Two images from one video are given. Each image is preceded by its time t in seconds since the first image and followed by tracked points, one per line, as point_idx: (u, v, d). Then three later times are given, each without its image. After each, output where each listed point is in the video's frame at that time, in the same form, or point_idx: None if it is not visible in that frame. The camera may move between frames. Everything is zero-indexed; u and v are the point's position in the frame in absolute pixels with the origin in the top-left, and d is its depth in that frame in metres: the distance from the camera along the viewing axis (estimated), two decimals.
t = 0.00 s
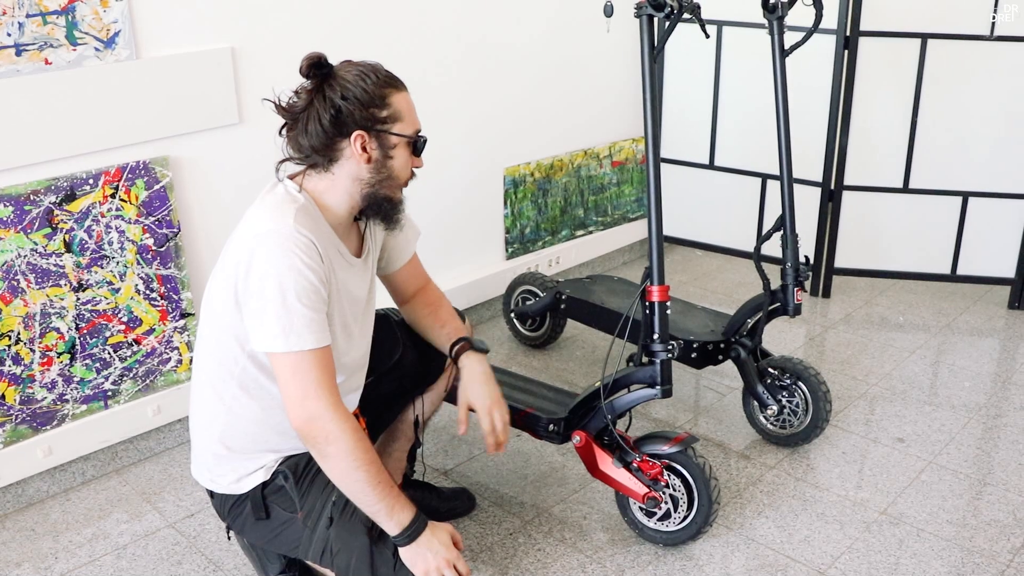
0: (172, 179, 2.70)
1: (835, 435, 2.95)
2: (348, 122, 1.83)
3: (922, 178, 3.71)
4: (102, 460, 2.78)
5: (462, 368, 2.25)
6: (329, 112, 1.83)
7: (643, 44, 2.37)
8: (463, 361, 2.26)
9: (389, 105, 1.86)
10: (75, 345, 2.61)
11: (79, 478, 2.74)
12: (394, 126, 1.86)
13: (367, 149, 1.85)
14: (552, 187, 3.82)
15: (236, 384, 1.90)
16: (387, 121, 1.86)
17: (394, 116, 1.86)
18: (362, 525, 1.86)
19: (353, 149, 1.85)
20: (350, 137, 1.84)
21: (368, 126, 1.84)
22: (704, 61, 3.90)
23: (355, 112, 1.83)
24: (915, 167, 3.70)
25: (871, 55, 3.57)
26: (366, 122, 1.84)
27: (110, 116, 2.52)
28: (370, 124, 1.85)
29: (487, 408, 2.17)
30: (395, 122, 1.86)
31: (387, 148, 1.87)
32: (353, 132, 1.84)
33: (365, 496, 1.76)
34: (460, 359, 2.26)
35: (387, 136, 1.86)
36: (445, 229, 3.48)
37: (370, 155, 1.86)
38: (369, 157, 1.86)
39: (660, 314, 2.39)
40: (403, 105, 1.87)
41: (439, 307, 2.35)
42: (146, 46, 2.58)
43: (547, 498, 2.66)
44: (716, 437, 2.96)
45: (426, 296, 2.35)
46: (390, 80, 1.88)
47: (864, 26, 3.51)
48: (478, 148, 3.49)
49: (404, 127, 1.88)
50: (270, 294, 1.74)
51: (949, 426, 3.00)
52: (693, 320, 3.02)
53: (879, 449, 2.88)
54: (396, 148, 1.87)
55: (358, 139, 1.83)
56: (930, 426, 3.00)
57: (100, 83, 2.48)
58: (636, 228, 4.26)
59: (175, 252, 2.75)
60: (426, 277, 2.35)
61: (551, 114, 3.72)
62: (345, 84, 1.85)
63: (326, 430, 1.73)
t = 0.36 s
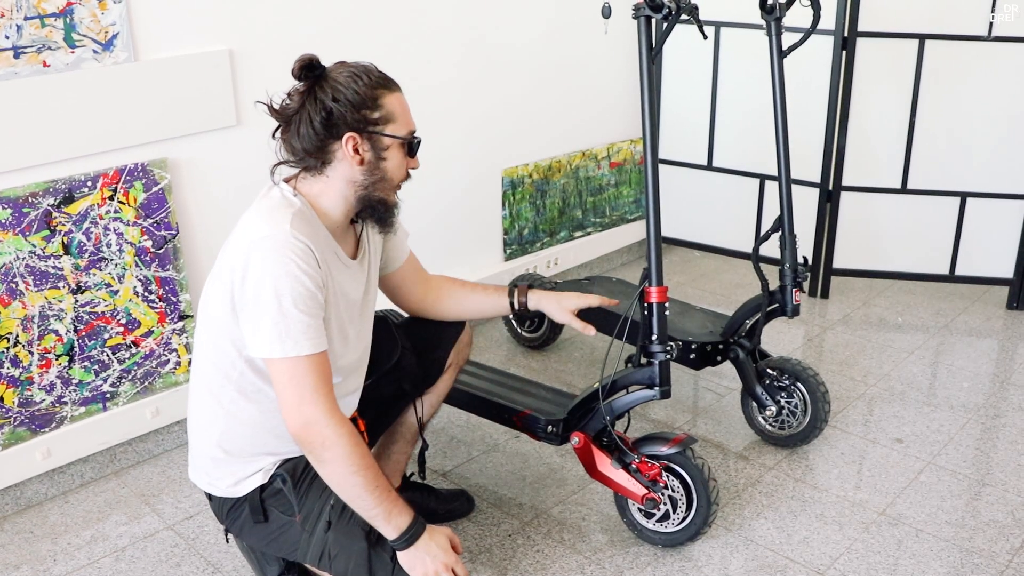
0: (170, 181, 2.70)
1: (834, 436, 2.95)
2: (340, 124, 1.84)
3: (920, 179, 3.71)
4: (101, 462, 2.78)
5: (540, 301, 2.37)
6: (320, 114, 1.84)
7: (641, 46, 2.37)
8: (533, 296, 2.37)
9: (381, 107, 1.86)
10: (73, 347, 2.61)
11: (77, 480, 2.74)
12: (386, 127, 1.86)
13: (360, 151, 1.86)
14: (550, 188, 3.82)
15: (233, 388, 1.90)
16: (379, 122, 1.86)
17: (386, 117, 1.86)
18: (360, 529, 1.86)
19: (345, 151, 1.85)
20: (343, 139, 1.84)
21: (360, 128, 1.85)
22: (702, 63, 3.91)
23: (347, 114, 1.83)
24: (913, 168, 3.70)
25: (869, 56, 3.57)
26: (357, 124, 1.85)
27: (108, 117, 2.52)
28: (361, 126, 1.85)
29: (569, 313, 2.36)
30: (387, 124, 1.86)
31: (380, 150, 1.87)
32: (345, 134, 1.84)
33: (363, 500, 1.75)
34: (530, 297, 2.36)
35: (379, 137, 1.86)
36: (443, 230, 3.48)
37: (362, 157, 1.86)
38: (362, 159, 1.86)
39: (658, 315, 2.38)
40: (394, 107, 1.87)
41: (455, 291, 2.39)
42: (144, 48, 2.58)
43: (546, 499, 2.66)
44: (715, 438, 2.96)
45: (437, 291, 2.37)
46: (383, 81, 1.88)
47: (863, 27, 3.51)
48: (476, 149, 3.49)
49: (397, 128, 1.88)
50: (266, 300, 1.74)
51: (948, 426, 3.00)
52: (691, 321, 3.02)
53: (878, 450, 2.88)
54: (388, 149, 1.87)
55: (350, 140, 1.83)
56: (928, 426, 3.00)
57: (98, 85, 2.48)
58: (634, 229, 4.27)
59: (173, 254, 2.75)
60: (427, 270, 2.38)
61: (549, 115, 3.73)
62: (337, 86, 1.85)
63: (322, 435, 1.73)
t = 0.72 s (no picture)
0: (166, 181, 2.70)
1: (829, 439, 2.96)
2: (340, 124, 1.84)
3: (917, 182, 3.71)
4: (96, 462, 2.77)
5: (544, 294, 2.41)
6: (321, 114, 1.84)
7: (638, 48, 2.37)
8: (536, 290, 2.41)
9: (383, 109, 1.86)
10: (69, 347, 2.61)
11: (72, 480, 2.74)
12: (387, 129, 1.86)
13: (359, 151, 1.85)
14: (547, 190, 3.81)
15: (230, 389, 1.90)
16: (379, 123, 1.85)
17: (387, 119, 1.86)
18: (355, 531, 1.87)
19: (345, 151, 1.85)
20: (342, 139, 1.84)
21: (360, 129, 1.84)
22: (699, 65, 3.91)
23: (348, 115, 1.83)
24: (910, 171, 3.70)
25: (867, 60, 3.58)
26: (357, 124, 1.84)
27: (105, 117, 2.52)
28: (362, 127, 1.85)
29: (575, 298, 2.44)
30: (387, 125, 1.86)
31: (380, 151, 1.86)
32: (345, 134, 1.84)
33: (357, 502, 1.75)
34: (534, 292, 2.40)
35: (379, 138, 1.86)
36: (440, 231, 3.48)
37: (362, 158, 1.86)
38: (361, 160, 1.86)
39: (654, 317, 2.38)
40: (395, 108, 1.87)
41: (457, 289, 2.38)
42: (141, 48, 2.58)
43: (541, 501, 2.66)
44: (710, 441, 2.96)
45: (435, 290, 2.37)
46: (385, 83, 1.88)
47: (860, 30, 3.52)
48: (474, 151, 3.49)
49: (398, 131, 1.87)
50: (262, 301, 1.74)
51: (944, 430, 3.00)
52: (687, 324, 3.02)
53: (874, 453, 2.88)
54: (388, 151, 1.87)
55: (350, 140, 1.83)
56: (924, 429, 3.00)
57: (95, 84, 2.48)
58: (631, 231, 4.27)
59: (169, 254, 2.75)
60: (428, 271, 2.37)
61: (546, 117, 3.73)
62: (339, 87, 1.85)
63: (317, 436, 1.72)
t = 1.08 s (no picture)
0: (160, 183, 2.69)
1: (824, 440, 2.95)
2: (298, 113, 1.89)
3: (913, 183, 3.71)
4: (89, 464, 2.77)
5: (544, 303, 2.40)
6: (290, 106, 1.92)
7: (632, 48, 2.37)
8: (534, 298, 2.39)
9: (334, 100, 1.84)
10: (61, 349, 2.60)
11: (65, 482, 2.73)
12: (330, 118, 1.83)
13: (308, 140, 1.87)
14: (542, 191, 3.81)
15: (225, 391, 1.89)
16: (326, 112, 1.84)
17: (335, 108, 1.83)
18: (350, 536, 1.86)
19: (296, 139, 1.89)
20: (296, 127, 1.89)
21: (309, 118, 1.86)
22: (695, 66, 3.90)
23: (301, 104, 1.87)
24: (905, 172, 3.70)
25: (862, 61, 3.57)
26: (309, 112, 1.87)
27: (98, 118, 2.52)
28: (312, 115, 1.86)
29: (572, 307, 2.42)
30: (332, 114, 1.83)
31: (323, 140, 1.85)
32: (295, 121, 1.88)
33: (353, 505, 1.74)
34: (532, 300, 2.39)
35: (325, 127, 1.84)
36: (435, 233, 3.47)
37: (310, 146, 1.87)
38: (310, 149, 1.87)
39: (648, 319, 2.38)
40: (347, 99, 1.83)
41: (454, 290, 2.37)
42: (134, 49, 2.57)
43: (536, 503, 2.66)
44: (705, 443, 2.95)
45: (434, 289, 2.36)
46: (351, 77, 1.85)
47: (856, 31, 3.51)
48: (469, 152, 3.49)
49: (343, 120, 1.83)
50: (259, 303, 1.73)
51: (939, 431, 3.00)
52: (682, 325, 3.02)
53: (868, 455, 2.88)
54: (334, 140, 1.83)
55: (298, 127, 1.86)
56: (919, 431, 3.00)
57: (88, 85, 2.47)
58: (627, 232, 4.26)
59: (163, 255, 2.74)
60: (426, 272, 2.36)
61: (541, 118, 3.72)
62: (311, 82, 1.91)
63: (314, 439, 1.72)
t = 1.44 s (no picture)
0: (148, 186, 2.69)
1: (814, 442, 2.96)
2: (278, 121, 1.91)
3: (902, 185, 3.72)
4: (77, 468, 2.76)
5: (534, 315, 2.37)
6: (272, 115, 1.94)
7: (620, 51, 2.37)
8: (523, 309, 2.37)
9: (307, 103, 1.85)
10: (49, 352, 2.59)
11: (53, 486, 2.72)
12: (305, 121, 1.84)
13: (288, 146, 1.88)
14: (532, 193, 3.81)
15: (214, 394, 1.89)
16: (302, 116, 1.85)
17: (309, 111, 1.84)
18: (338, 540, 1.85)
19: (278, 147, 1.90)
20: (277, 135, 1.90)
21: (287, 124, 1.87)
22: (684, 68, 3.91)
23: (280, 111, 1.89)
24: (894, 174, 3.71)
25: (851, 63, 3.58)
26: (287, 119, 1.88)
27: (85, 121, 2.51)
28: (290, 121, 1.87)
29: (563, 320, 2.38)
30: (307, 118, 1.84)
31: (300, 144, 1.86)
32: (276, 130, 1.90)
33: (341, 510, 1.74)
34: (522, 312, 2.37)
35: (302, 131, 1.85)
36: (425, 235, 3.47)
37: (289, 151, 1.88)
38: (290, 154, 1.88)
39: (637, 322, 2.37)
40: (319, 101, 1.83)
41: (444, 296, 2.37)
42: (121, 51, 2.56)
43: (525, 506, 2.66)
44: (694, 445, 2.96)
45: (424, 292, 2.36)
46: (325, 79, 1.86)
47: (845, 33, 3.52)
48: (458, 154, 3.49)
49: (317, 122, 1.83)
50: (246, 308, 1.73)
51: (927, 432, 3.01)
52: (671, 328, 3.02)
53: (857, 456, 2.88)
54: (310, 143, 1.84)
55: (277, 134, 1.88)
56: (908, 432, 3.01)
57: (75, 88, 2.47)
58: (617, 234, 4.27)
59: (151, 258, 2.74)
60: (417, 277, 2.36)
61: (531, 120, 3.72)
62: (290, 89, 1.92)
63: (301, 443, 1.71)
